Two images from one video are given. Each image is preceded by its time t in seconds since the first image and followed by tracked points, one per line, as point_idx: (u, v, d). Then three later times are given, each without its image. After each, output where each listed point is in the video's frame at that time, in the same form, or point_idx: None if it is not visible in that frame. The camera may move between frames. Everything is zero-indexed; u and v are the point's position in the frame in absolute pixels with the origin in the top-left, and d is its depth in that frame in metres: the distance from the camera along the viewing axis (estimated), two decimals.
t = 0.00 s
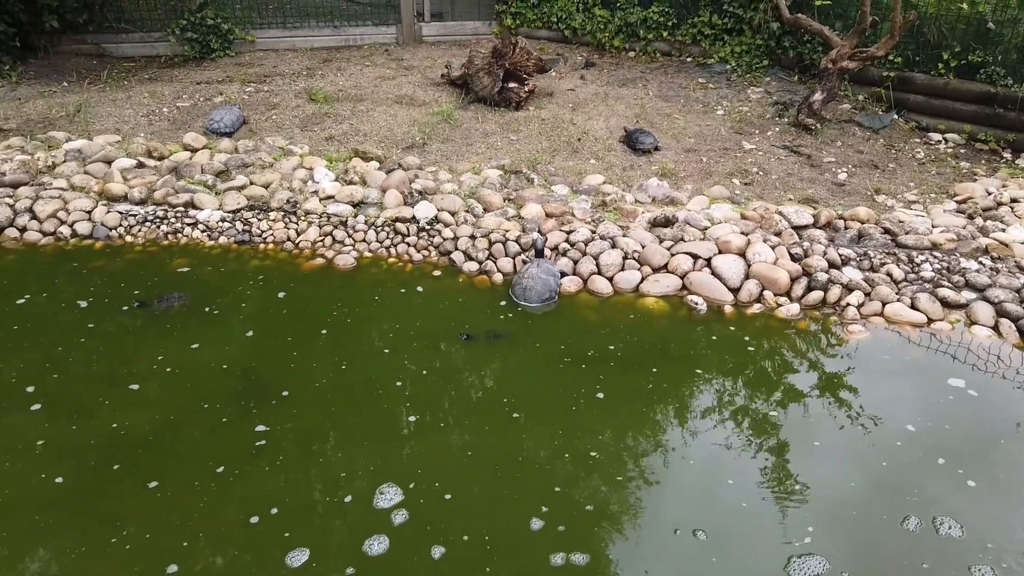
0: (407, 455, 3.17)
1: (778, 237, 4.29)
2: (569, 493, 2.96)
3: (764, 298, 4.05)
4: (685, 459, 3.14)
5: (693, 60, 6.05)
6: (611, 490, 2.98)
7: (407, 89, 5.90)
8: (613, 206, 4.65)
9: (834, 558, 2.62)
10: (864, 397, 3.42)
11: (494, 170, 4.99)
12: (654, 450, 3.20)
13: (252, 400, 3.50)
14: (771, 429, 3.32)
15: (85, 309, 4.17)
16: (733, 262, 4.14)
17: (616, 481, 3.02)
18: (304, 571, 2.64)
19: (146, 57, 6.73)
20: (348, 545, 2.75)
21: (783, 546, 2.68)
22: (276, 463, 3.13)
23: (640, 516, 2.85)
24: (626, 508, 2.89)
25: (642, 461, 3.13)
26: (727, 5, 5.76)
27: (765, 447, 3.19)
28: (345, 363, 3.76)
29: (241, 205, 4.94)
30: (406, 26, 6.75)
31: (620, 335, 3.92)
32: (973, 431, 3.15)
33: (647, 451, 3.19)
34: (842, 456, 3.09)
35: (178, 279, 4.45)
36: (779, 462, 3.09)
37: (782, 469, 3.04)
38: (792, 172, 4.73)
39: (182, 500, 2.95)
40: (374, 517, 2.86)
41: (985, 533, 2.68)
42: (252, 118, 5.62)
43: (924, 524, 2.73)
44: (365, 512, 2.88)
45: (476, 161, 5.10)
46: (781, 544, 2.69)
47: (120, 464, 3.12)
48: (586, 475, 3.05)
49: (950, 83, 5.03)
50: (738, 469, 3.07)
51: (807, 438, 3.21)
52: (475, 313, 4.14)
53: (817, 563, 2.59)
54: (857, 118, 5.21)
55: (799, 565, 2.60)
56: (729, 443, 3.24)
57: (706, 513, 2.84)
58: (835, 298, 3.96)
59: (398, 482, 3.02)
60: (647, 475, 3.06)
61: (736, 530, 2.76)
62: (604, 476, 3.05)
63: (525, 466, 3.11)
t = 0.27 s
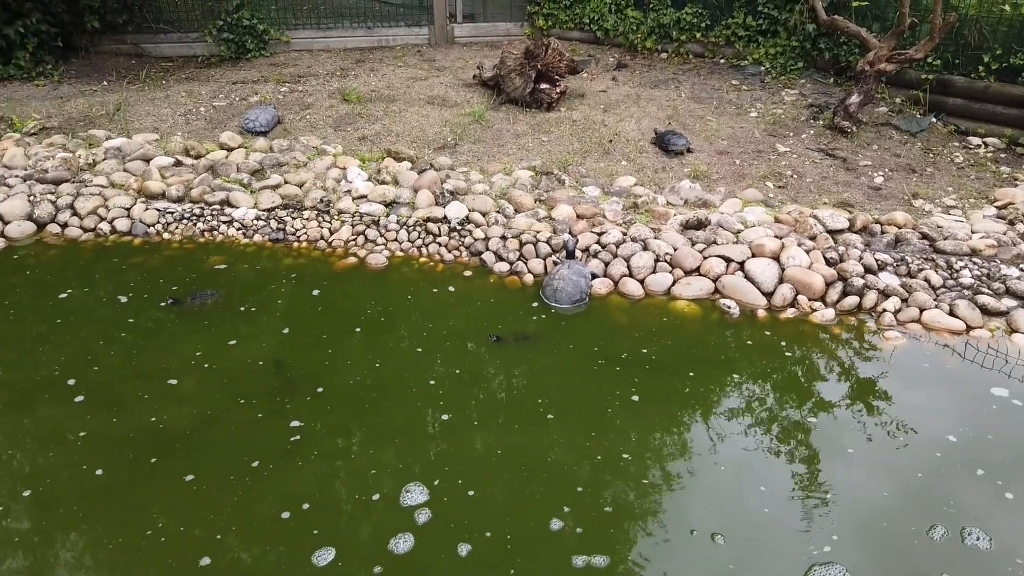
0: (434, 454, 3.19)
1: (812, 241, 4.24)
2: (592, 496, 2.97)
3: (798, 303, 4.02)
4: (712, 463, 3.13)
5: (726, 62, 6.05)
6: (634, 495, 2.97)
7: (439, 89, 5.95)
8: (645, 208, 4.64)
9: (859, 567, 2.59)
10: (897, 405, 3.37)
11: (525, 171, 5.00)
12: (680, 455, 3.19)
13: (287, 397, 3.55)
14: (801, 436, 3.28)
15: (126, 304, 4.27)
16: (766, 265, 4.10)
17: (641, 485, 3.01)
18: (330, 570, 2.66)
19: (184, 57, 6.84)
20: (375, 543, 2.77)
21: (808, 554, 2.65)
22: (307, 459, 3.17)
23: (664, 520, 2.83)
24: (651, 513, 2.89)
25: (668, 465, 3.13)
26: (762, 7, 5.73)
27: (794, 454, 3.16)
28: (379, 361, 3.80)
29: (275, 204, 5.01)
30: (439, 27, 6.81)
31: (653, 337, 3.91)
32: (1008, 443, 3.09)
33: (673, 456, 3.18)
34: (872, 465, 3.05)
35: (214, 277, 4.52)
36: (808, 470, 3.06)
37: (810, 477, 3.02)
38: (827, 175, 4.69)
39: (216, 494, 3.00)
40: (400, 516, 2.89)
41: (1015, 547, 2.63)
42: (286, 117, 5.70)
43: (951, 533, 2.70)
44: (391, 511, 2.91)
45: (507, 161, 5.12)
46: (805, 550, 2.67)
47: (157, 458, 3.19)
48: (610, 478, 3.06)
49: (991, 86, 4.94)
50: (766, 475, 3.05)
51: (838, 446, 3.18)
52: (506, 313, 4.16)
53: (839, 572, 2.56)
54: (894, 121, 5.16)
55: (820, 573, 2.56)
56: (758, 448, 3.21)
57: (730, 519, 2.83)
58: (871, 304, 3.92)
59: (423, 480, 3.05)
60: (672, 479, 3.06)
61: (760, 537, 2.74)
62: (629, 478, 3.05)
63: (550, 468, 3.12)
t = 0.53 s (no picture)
0: (462, 455, 3.22)
1: (848, 247, 4.21)
2: (617, 500, 2.98)
3: (833, 309, 3.98)
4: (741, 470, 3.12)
5: (761, 65, 6.05)
6: (661, 502, 2.99)
7: (472, 91, 6.00)
8: (678, 212, 4.63)
9: None
10: (931, 416, 3.34)
11: (558, 173, 5.02)
12: (708, 461, 3.19)
13: (321, 394, 3.60)
14: (831, 444, 3.26)
15: (165, 299, 4.37)
16: (802, 271, 4.09)
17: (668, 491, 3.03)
18: (356, 570, 2.69)
19: (221, 58, 6.97)
20: (400, 543, 2.80)
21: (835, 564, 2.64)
22: (338, 457, 3.22)
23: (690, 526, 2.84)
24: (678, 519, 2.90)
25: (695, 471, 3.13)
26: (798, 10, 5.72)
27: (823, 462, 3.14)
28: (412, 360, 3.85)
29: (311, 203, 5.08)
30: (472, 29, 6.87)
31: (687, 342, 3.90)
32: None
33: (702, 462, 3.18)
34: (903, 476, 3.03)
35: (250, 275, 4.60)
36: (838, 478, 3.04)
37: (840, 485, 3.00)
38: (863, 181, 4.64)
39: (248, 490, 3.06)
40: (427, 516, 2.92)
41: None
42: (321, 118, 5.77)
43: (977, 545, 2.67)
44: (418, 511, 2.94)
45: (540, 164, 5.15)
46: (831, 560, 2.66)
47: (194, 452, 3.26)
48: (636, 483, 3.07)
49: None
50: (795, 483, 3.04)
51: (869, 455, 3.15)
52: (538, 315, 4.18)
53: None
54: (932, 127, 5.09)
55: None
56: (787, 456, 3.20)
57: (757, 526, 2.82)
58: (909, 311, 3.88)
59: (450, 481, 3.09)
60: (698, 486, 3.06)
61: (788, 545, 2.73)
62: (656, 484, 3.07)
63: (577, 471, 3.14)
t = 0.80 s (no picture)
0: (490, 457, 3.24)
1: (886, 256, 4.17)
2: (641, 506, 2.98)
3: (869, 319, 3.94)
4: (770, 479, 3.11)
5: (797, 71, 6.06)
6: (687, 509, 2.98)
7: (505, 95, 6.04)
8: (711, 217, 4.60)
9: None
10: (966, 431, 3.28)
11: (590, 177, 5.02)
12: (736, 469, 3.18)
13: (355, 393, 3.65)
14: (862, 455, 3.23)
15: (204, 296, 4.46)
16: (838, 279, 4.05)
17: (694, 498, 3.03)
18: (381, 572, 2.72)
19: (259, 59, 7.07)
20: (425, 544, 2.83)
21: None
22: (368, 456, 3.25)
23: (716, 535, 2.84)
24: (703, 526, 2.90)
25: (722, 479, 3.13)
26: (836, 15, 5.74)
27: (853, 473, 3.12)
28: (445, 361, 3.88)
29: (345, 204, 5.15)
30: (506, 33, 6.92)
31: (720, 349, 3.88)
32: None
33: (729, 470, 3.17)
34: (936, 490, 2.99)
35: (285, 274, 4.67)
36: (868, 490, 3.01)
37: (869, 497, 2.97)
38: (901, 189, 4.58)
39: (280, 486, 3.10)
40: (452, 517, 2.94)
41: None
42: (356, 119, 5.85)
43: (1006, 561, 2.65)
44: (444, 512, 2.97)
45: (572, 167, 5.16)
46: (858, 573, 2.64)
47: (229, 447, 3.32)
48: (661, 489, 3.07)
49: None
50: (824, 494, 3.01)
51: (902, 467, 3.12)
52: (570, 318, 4.19)
53: None
54: (973, 135, 5.01)
55: None
56: (817, 466, 3.17)
57: (784, 537, 2.81)
58: (947, 322, 3.83)
59: (476, 482, 3.11)
60: (725, 494, 3.06)
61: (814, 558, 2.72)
62: (681, 492, 3.06)
63: (602, 476, 3.14)
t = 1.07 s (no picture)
0: (513, 460, 3.26)
1: (921, 265, 4.12)
2: (661, 513, 2.98)
3: (903, 329, 3.89)
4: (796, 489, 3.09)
5: (832, 76, 6.02)
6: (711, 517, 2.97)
7: (536, 98, 6.06)
8: (743, 223, 4.58)
9: None
10: (1000, 445, 3.23)
11: (620, 181, 5.02)
12: (762, 478, 3.17)
13: (385, 392, 3.69)
14: (890, 468, 3.20)
15: (238, 293, 4.53)
16: (871, 287, 4.00)
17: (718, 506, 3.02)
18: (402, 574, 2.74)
19: (292, 61, 7.16)
20: (446, 544, 2.86)
21: None
22: (394, 455, 3.28)
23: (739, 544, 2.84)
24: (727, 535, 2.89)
25: (747, 488, 3.11)
26: (873, 20, 5.69)
27: (881, 486, 3.08)
28: (475, 362, 3.91)
29: (376, 205, 5.20)
30: (537, 36, 6.96)
31: (751, 357, 3.85)
32: None
33: (755, 479, 3.15)
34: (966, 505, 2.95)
35: (316, 273, 4.73)
36: (895, 503, 2.98)
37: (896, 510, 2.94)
38: (937, 198, 4.52)
39: (307, 484, 3.15)
40: (474, 519, 2.96)
41: None
42: (387, 121, 5.90)
43: None
44: (467, 514, 2.98)
45: (602, 171, 5.16)
46: None
47: (259, 444, 3.37)
48: (683, 497, 3.06)
49: None
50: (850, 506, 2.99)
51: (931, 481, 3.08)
52: (598, 322, 4.19)
53: None
54: (1013, 143, 4.92)
55: None
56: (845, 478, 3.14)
57: (808, 548, 2.80)
58: (984, 334, 3.77)
59: (498, 484, 3.12)
60: (750, 502, 3.05)
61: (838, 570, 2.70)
62: (704, 499, 3.05)
63: (624, 481, 3.14)
